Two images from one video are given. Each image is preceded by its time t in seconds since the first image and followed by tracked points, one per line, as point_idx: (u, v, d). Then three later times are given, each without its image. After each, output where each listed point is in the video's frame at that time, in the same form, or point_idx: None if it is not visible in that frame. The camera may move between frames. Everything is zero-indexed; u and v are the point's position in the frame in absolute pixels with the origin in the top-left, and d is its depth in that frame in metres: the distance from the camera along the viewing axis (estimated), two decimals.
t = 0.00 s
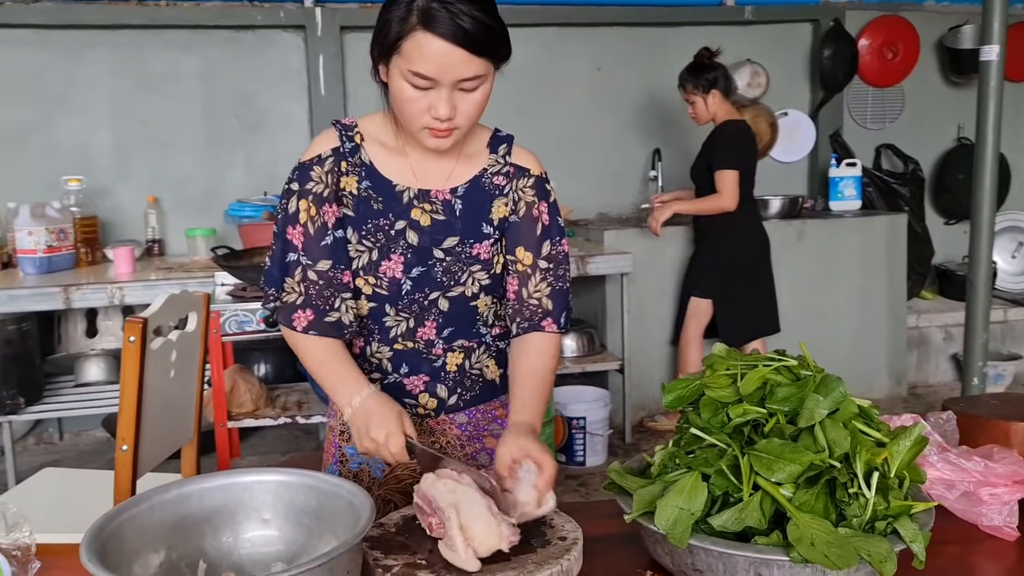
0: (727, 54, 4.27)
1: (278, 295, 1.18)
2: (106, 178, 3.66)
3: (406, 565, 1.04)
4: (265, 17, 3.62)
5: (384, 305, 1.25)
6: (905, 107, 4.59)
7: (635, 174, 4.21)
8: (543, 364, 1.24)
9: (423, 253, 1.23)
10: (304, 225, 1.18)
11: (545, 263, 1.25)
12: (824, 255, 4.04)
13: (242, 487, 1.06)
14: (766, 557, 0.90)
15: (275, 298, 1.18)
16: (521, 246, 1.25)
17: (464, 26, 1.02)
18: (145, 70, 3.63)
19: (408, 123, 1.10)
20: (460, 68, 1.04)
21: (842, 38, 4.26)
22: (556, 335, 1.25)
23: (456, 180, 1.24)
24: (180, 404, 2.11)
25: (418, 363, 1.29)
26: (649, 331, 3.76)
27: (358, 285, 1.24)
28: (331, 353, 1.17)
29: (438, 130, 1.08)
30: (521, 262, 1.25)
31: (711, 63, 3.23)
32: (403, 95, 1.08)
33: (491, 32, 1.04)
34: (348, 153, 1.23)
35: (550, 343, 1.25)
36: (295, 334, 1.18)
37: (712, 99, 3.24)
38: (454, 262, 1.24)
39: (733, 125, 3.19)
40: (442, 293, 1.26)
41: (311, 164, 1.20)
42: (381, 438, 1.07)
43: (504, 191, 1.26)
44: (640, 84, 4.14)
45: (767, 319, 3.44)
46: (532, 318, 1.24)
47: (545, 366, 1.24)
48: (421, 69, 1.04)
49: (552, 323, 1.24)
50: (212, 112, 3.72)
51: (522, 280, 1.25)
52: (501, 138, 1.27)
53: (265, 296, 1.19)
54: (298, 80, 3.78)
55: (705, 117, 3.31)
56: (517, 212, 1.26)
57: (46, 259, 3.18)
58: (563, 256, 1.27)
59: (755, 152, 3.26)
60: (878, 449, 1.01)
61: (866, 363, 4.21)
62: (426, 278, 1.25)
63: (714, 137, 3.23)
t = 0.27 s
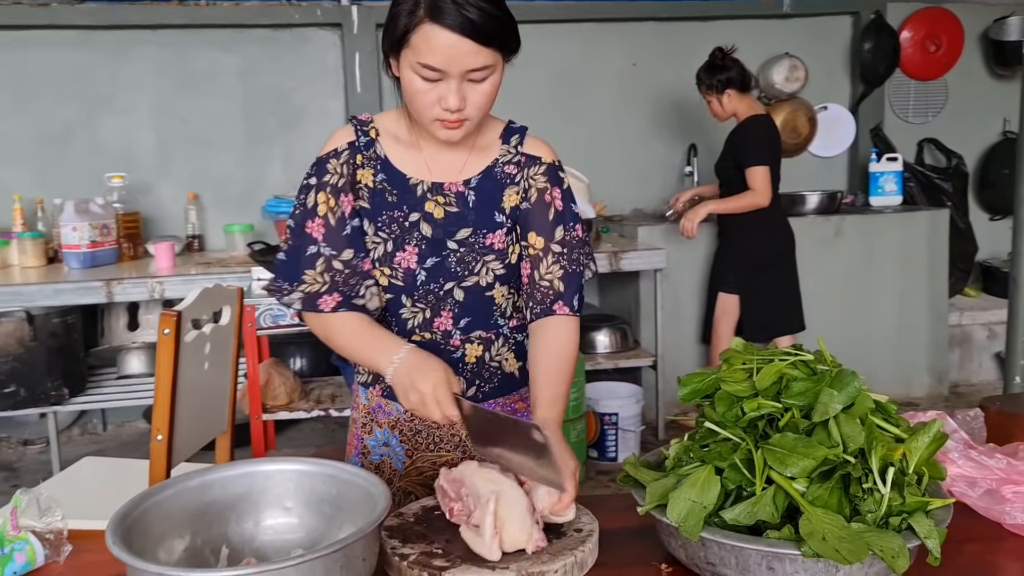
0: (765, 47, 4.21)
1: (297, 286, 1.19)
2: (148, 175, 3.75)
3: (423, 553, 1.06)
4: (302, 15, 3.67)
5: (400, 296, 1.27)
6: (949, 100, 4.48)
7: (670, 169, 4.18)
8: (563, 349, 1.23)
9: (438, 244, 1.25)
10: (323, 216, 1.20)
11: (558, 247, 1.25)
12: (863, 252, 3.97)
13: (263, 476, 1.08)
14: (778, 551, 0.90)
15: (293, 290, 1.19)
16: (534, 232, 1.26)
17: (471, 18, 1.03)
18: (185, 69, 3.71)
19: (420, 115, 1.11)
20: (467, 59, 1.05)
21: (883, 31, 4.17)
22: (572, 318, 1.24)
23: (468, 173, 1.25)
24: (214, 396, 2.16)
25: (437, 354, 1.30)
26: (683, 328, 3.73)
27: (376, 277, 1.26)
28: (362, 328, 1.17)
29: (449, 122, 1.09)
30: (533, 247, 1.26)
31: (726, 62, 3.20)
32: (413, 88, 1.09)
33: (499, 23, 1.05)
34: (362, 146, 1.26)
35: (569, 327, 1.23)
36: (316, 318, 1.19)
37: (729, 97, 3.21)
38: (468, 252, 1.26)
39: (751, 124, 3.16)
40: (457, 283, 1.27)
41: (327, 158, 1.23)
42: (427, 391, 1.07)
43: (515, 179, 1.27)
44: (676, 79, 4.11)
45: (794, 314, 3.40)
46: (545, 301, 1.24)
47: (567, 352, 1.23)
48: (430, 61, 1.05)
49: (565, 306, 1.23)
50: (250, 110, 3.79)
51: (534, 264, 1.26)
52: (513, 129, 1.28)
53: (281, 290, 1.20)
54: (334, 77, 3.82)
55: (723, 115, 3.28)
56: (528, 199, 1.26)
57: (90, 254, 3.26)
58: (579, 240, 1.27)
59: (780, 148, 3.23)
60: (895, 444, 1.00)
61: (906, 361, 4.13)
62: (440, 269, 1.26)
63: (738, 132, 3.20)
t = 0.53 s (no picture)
0: (796, 43, 4.16)
1: (300, 271, 1.22)
2: (181, 173, 3.81)
3: (434, 545, 1.07)
4: (332, 14, 3.71)
5: (418, 290, 1.29)
6: (986, 96, 4.39)
7: (699, 167, 4.15)
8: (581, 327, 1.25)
9: (455, 238, 1.26)
10: (330, 208, 1.23)
11: (577, 241, 1.27)
12: (895, 250, 3.91)
13: (279, 467, 1.10)
14: (786, 548, 0.90)
15: (296, 274, 1.22)
16: (552, 228, 1.28)
17: (471, 12, 1.05)
18: (217, 68, 3.77)
19: (427, 110, 1.12)
20: (468, 53, 1.06)
21: (917, 26, 4.10)
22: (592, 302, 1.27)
23: (481, 167, 1.27)
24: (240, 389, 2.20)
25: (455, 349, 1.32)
26: (709, 325, 3.71)
27: (393, 272, 1.28)
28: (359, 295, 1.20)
29: (456, 116, 1.11)
30: (552, 242, 1.28)
31: (737, 62, 3.19)
32: (419, 84, 1.11)
33: (498, 15, 1.06)
34: (377, 141, 1.28)
35: (591, 312, 1.26)
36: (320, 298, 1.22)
37: (743, 97, 3.21)
38: (485, 248, 1.27)
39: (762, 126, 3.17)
40: (474, 279, 1.28)
41: (341, 151, 1.26)
42: (415, 339, 1.09)
43: (530, 175, 1.28)
44: (705, 75, 4.07)
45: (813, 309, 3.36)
46: (566, 291, 1.27)
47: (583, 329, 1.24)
48: (431, 56, 1.07)
49: (585, 291, 1.27)
50: (280, 109, 3.83)
51: (555, 259, 1.28)
52: (526, 125, 1.30)
53: (284, 273, 1.23)
54: (363, 75, 3.85)
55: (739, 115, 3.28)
56: (544, 194, 1.28)
57: (123, 249, 3.33)
58: (595, 232, 1.28)
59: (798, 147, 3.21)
60: (909, 443, 0.99)
61: (938, 361, 4.06)
62: (458, 263, 1.28)
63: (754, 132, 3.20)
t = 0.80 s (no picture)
0: (815, 42, 4.13)
1: (310, 278, 1.27)
2: (198, 171, 3.85)
3: (436, 541, 1.07)
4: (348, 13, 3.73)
5: (419, 290, 1.31)
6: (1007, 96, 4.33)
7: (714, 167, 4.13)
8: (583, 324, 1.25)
9: (452, 238, 1.28)
10: (335, 212, 1.27)
11: (578, 236, 1.26)
12: (912, 251, 3.87)
13: (284, 462, 1.12)
14: (783, 547, 0.90)
15: (306, 281, 1.27)
16: (552, 223, 1.27)
17: (453, 9, 1.06)
18: (235, 67, 3.80)
19: (419, 110, 1.14)
20: (453, 49, 1.07)
21: (936, 25, 4.07)
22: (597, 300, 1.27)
23: (478, 166, 1.27)
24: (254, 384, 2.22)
25: (456, 345, 1.35)
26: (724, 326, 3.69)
27: (393, 271, 1.31)
28: (368, 312, 1.26)
29: (447, 114, 1.11)
30: (552, 238, 1.27)
31: (735, 67, 3.20)
32: (408, 85, 1.12)
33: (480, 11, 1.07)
34: (375, 142, 1.30)
35: (595, 308, 1.26)
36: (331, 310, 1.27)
37: (744, 101, 3.22)
38: (483, 246, 1.28)
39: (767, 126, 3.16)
40: (474, 277, 1.30)
41: (341, 155, 1.29)
42: (416, 374, 1.13)
43: (528, 172, 1.28)
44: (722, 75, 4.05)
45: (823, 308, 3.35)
46: (567, 286, 1.27)
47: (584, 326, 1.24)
48: (417, 55, 1.08)
49: (586, 288, 1.26)
50: (297, 108, 3.86)
51: (557, 256, 1.27)
52: (524, 121, 1.29)
53: (296, 280, 1.28)
54: (379, 74, 3.87)
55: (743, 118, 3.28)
56: (543, 191, 1.28)
57: (141, 246, 3.36)
58: (597, 226, 1.27)
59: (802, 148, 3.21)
60: (910, 444, 0.99)
61: (955, 363, 4.02)
62: (457, 262, 1.29)
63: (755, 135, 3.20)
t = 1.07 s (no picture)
0: (827, 43, 4.10)
1: (322, 298, 1.30)
2: (210, 170, 3.87)
3: (436, 538, 1.08)
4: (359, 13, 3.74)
5: (423, 298, 1.33)
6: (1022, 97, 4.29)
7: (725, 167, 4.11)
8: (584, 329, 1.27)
9: (451, 246, 1.30)
10: (336, 229, 1.29)
11: (575, 236, 1.27)
12: (924, 253, 3.84)
13: (285, 460, 1.13)
14: (780, 548, 0.90)
15: (319, 302, 1.30)
16: (549, 224, 1.28)
17: (428, 18, 1.06)
18: (247, 67, 3.82)
19: (406, 119, 1.15)
20: (430, 57, 1.07)
21: (949, 26, 4.05)
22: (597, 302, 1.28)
23: (472, 169, 1.28)
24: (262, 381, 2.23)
25: (459, 348, 1.37)
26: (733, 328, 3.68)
27: (395, 283, 1.33)
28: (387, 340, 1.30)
29: (432, 121, 1.12)
30: (550, 239, 1.28)
31: (739, 67, 3.21)
32: (392, 95, 1.13)
33: (454, 16, 1.08)
34: (365, 156, 1.31)
35: (596, 311, 1.28)
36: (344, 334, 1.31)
37: (750, 100, 3.22)
38: (481, 252, 1.30)
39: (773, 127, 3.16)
40: (475, 283, 1.32)
41: (334, 172, 1.30)
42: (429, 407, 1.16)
43: (521, 173, 1.29)
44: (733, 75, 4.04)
45: (828, 309, 3.34)
46: (567, 289, 1.28)
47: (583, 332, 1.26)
48: (397, 66, 1.09)
49: (583, 290, 1.27)
50: (308, 107, 3.88)
51: (556, 257, 1.28)
52: (514, 121, 1.30)
53: (307, 301, 1.31)
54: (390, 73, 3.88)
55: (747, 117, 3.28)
56: (538, 191, 1.29)
57: (153, 245, 3.38)
58: (591, 224, 1.27)
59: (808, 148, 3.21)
60: (910, 446, 0.98)
61: (967, 365, 3.99)
62: (456, 271, 1.31)
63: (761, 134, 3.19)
